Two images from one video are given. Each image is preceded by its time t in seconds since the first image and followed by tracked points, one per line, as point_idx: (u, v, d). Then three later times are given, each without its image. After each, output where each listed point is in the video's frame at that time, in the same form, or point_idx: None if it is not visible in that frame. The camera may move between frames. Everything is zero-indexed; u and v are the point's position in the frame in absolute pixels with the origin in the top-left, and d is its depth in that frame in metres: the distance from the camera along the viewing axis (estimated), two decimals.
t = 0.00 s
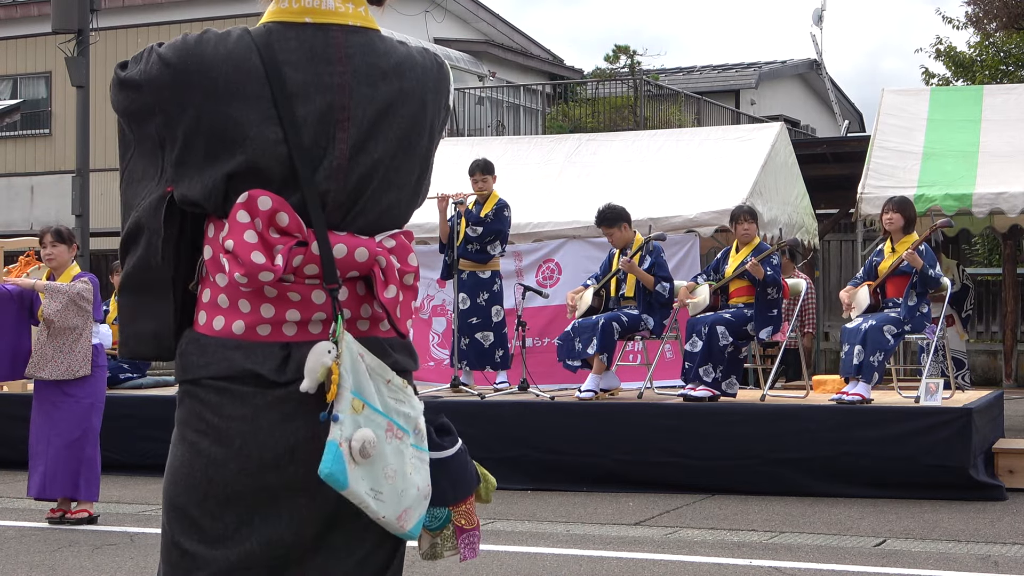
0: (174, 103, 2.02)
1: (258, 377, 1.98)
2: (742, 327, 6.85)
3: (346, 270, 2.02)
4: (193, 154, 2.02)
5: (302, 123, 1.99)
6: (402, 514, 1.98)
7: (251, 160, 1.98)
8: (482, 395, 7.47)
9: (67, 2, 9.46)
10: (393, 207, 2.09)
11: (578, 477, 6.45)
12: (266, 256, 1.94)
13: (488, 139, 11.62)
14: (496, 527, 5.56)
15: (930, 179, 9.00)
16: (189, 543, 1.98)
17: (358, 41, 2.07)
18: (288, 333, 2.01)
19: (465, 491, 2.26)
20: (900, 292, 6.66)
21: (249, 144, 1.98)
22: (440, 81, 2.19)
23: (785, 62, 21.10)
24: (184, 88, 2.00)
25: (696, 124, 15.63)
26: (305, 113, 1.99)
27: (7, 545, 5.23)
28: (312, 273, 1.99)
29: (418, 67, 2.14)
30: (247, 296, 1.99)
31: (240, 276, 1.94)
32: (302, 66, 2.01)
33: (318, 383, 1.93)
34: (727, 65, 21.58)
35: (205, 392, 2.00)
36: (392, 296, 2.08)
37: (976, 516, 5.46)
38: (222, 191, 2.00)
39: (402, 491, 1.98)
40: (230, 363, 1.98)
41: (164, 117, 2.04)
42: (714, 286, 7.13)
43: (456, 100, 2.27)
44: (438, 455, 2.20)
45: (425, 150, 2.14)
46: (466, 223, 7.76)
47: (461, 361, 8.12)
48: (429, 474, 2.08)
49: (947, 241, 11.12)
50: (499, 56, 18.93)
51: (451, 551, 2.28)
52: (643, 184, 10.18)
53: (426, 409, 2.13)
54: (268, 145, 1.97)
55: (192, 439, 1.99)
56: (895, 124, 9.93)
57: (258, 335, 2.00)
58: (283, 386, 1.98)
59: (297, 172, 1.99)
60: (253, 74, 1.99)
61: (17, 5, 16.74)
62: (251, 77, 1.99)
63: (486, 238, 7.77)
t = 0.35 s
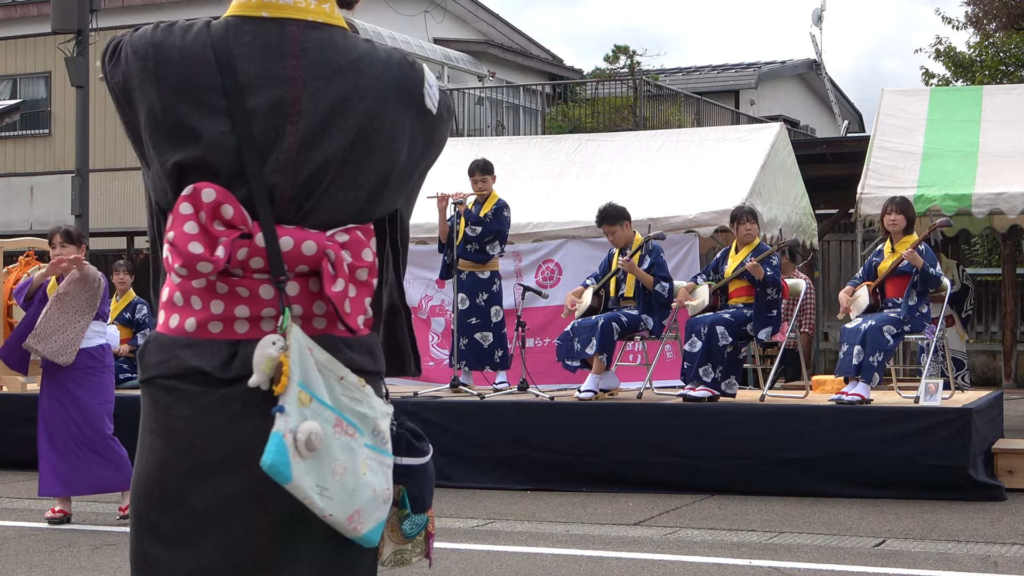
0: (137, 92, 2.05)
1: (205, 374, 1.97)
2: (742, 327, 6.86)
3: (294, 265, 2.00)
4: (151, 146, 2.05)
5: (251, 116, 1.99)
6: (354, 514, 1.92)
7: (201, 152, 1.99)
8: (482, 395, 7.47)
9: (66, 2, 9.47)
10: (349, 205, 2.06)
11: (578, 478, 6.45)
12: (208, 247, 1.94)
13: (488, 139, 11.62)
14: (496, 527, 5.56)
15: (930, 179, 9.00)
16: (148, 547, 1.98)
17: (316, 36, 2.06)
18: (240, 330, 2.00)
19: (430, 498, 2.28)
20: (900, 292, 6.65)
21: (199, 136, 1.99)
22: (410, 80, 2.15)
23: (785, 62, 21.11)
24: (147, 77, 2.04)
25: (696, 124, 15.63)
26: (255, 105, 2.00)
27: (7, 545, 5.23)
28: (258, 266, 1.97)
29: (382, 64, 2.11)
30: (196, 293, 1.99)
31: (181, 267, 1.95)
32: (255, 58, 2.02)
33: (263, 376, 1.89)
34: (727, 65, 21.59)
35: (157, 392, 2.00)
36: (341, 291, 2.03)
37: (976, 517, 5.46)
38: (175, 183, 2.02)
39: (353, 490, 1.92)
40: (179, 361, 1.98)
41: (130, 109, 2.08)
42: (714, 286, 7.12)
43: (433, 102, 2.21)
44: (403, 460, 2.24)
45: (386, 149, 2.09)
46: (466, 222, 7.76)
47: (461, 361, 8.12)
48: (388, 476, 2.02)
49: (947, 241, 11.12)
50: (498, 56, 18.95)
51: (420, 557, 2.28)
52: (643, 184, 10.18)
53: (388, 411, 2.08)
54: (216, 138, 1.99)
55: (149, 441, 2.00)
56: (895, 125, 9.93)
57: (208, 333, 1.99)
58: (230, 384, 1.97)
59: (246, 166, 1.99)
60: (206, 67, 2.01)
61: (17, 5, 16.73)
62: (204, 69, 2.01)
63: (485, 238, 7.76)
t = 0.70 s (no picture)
0: (16, 97, 2.02)
1: (77, 386, 1.94)
2: (742, 327, 6.85)
3: (164, 268, 1.94)
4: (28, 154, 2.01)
5: (119, 115, 1.94)
6: (226, 528, 1.90)
7: (70, 155, 1.94)
8: (482, 395, 7.47)
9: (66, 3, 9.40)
10: (227, 208, 1.99)
11: (578, 478, 6.45)
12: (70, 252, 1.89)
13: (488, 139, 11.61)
14: (496, 527, 5.56)
15: (930, 179, 9.01)
16: (35, 565, 1.98)
17: (191, 33, 2.01)
18: (117, 338, 1.96)
19: (331, 514, 2.16)
20: (900, 292, 6.65)
21: (66, 138, 1.95)
22: (300, 81, 2.07)
23: (785, 62, 21.11)
24: (21, 78, 2.01)
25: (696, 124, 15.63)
26: (124, 105, 1.95)
27: (7, 545, 5.23)
28: (126, 272, 1.93)
29: (264, 64, 2.04)
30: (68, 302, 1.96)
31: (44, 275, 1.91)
32: (125, 56, 1.97)
33: (128, 382, 1.87)
34: (727, 65, 21.60)
35: (37, 407, 1.99)
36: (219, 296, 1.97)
37: (975, 517, 5.46)
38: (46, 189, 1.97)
39: (223, 503, 1.89)
40: (54, 374, 1.96)
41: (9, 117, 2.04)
42: (714, 286, 7.12)
43: (336, 108, 2.11)
44: (290, 472, 2.10)
45: (268, 151, 2.01)
46: (466, 221, 7.76)
47: (461, 361, 8.13)
48: (275, 488, 1.99)
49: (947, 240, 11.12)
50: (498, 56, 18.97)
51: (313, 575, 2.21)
52: (643, 185, 10.19)
53: (281, 421, 2.03)
54: (85, 138, 1.94)
55: (31, 457, 1.99)
56: (895, 125, 9.93)
57: (86, 343, 1.96)
58: (100, 396, 1.94)
59: (115, 168, 1.93)
60: (76, 66, 1.96)
61: (18, 5, 16.75)
62: (73, 69, 1.96)
63: (485, 236, 7.76)
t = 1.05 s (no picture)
0: None
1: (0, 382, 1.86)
2: (742, 327, 6.85)
3: (85, 262, 1.85)
4: None
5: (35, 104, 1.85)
6: (155, 527, 1.84)
7: None
8: (481, 395, 7.47)
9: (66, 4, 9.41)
10: (151, 198, 1.90)
11: (577, 478, 6.45)
12: None
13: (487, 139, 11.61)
14: (496, 527, 5.56)
15: (929, 179, 9.01)
16: None
17: (106, 16, 1.89)
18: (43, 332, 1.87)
19: (257, 509, 2.05)
20: (899, 292, 6.66)
21: None
22: (223, 63, 1.97)
23: (784, 62, 21.11)
24: None
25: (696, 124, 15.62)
26: (41, 94, 1.85)
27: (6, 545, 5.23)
28: (48, 267, 1.83)
29: (186, 44, 1.93)
30: None
31: None
32: (42, 44, 1.87)
33: (49, 380, 1.79)
34: (727, 65, 21.60)
35: None
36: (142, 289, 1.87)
37: (975, 517, 5.46)
38: None
39: (150, 502, 1.83)
40: None
41: None
42: (713, 286, 7.13)
43: (265, 91, 2.00)
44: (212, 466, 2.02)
45: (190, 138, 1.92)
46: (466, 219, 7.78)
47: (463, 362, 8.11)
48: (207, 485, 1.93)
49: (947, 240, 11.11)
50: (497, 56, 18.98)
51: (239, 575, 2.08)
52: (643, 185, 10.19)
53: (212, 417, 1.98)
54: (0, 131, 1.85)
55: None
56: (895, 125, 9.93)
57: (11, 336, 1.88)
58: (24, 392, 1.86)
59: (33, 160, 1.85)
60: None
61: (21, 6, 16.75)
62: None
63: (484, 234, 7.77)
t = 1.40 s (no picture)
0: None
1: None
2: (742, 327, 6.85)
3: (74, 261, 1.83)
4: None
5: (25, 102, 1.85)
6: (144, 527, 1.82)
7: None
8: (481, 395, 7.47)
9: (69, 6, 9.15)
10: (139, 194, 1.88)
11: (577, 478, 6.45)
12: None
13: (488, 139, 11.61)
14: (495, 527, 5.56)
15: (929, 179, 9.00)
16: None
17: (96, 12, 1.89)
18: (37, 331, 1.86)
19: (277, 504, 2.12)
20: (900, 292, 6.65)
21: None
22: (215, 61, 1.94)
23: (784, 62, 21.11)
24: None
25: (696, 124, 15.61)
26: (31, 93, 1.85)
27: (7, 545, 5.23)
28: (38, 265, 1.82)
29: (177, 42, 1.91)
30: None
31: None
32: (32, 43, 1.87)
33: (32, 384, 1.77)
34: (727, 65, 21.60)
35: None
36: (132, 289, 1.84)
37: (975, 517, 5.46)
38: None
39: (138, 503, 1.80)
40: None
41: None
42: (713, 286, 7.13)
43: (256, 92, 1.98)
44: (239, 461, 2.06)
45: (178, 136, 1.89)
46: (467, 219, 7.78)
47: (465, 361, 8.10)
48: (199, 483, 1.90)
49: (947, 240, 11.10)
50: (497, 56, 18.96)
51: (267, 569, 2.10)
52: (643, 186, 10.19)
53: (204, 414, 1.94)
54: None
55: None
56: (895, 125, 9.93)
57: (7, 335, 1.86)
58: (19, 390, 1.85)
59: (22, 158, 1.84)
60: None
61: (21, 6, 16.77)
62: None
63: (485, 234, 7.78)
